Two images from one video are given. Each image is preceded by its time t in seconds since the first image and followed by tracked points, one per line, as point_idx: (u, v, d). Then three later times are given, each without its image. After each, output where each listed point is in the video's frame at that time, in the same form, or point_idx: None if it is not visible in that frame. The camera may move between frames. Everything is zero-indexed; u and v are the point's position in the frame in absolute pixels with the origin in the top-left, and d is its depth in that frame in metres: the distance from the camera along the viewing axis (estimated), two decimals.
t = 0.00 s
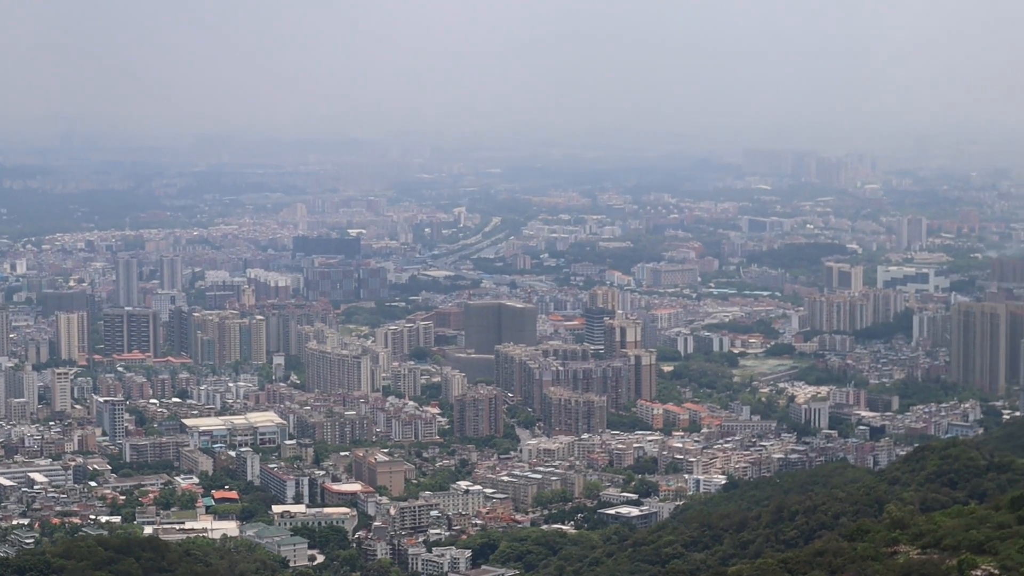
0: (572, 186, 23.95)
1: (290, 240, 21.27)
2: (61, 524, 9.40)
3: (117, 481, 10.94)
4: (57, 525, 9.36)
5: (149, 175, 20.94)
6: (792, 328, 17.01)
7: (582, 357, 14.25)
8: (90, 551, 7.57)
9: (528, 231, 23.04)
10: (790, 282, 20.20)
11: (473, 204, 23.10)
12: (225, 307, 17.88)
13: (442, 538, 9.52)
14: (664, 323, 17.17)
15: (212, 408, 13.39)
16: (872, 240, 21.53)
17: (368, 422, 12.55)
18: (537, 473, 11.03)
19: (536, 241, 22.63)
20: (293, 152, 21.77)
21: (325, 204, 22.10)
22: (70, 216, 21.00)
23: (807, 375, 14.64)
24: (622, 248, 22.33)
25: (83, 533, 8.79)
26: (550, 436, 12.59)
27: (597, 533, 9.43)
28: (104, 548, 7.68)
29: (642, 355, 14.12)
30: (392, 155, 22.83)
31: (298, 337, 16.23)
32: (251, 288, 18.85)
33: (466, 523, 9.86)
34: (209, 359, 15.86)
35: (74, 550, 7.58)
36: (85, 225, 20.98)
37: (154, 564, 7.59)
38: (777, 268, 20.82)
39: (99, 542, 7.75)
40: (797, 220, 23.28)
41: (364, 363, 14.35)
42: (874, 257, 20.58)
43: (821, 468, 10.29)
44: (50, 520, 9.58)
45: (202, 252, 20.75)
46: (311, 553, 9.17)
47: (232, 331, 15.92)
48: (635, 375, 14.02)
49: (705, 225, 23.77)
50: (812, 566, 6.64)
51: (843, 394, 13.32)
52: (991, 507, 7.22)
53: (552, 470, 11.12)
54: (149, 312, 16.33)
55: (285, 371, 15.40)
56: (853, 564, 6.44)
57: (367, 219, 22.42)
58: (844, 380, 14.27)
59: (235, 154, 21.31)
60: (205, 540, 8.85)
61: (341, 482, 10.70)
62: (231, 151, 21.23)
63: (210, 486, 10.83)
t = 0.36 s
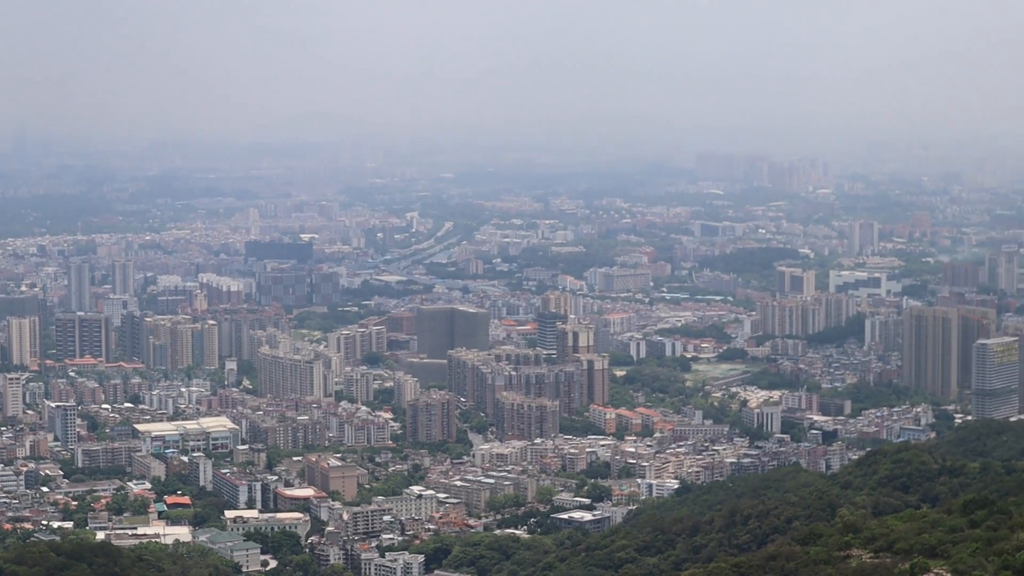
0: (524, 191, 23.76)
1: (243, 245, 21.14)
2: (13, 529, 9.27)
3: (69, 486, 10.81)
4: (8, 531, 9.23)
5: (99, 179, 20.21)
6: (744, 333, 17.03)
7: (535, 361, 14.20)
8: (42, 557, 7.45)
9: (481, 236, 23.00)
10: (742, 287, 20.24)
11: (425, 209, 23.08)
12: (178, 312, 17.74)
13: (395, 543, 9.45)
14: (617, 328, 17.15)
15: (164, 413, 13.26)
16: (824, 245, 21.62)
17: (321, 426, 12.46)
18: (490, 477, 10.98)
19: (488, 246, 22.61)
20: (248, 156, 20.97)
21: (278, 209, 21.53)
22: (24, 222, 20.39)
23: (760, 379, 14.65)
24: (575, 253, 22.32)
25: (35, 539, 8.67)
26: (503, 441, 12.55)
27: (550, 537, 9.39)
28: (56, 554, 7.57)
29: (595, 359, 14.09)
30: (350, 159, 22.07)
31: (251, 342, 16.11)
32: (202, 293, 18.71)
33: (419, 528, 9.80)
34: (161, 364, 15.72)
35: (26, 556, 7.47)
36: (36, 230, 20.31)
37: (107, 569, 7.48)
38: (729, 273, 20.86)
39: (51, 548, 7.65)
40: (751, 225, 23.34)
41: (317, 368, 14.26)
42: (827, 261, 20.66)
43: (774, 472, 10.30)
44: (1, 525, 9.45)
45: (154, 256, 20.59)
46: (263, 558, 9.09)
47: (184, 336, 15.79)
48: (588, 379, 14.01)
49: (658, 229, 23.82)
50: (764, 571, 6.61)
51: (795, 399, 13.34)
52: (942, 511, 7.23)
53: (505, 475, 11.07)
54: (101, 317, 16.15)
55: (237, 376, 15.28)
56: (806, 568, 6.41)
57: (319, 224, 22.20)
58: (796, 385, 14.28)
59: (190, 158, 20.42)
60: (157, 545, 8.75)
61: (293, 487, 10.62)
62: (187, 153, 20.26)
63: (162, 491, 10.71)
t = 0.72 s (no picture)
0: (493, 196, 23.70)
1: (212, 249, 21.06)
2: None
3: (38, 491, 10.73)
4: None
5: (67, 185, 20.02)
6: (713, 337, 17.03)
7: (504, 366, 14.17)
8: (11, 562, 7.39)
9: (450, 240, 22.98)
10: (712, 291, 20.26)
11: (395, 213, 22.87)
12: (147, 317, 17.65)
13: (365, 547, 9.41)
14: (586, 332, 17.14)
15: (133, 418, 13.18)
16: (793, 249, 21.85)
17: (290, 431, 12.42)
18: (460, 482, 10.95)
19: (458, 251, 22.58)
20: (217, 162, 20.76)
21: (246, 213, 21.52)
22: None
23: (729, 384, 14.66)
24: (545, 257, 22.31)
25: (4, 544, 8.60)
26: (472, 446, 12.53)
27: (520, 541, 9.37)
28: (25, 559, 7.51)
29: (564, 364, 14.09)
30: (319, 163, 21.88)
31: (220, 347, 16.04)
32: (172, 297, 18.63)
33: (389, 533, 9.76)
34: (130, 369, 15.62)
35: None
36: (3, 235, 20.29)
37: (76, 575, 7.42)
38: (698, 278, 20.89)
39: (21, 553, 7.58)
40: (721, 229, 23.63)
41: (286, 372, 14.19)
42: (796, 265, 20.80)
43: (743, 477, 10.30)
44: None
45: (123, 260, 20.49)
46: (233, 562, 9.04)
47: (153, 341, 15.71)
48: (557, 384, 14.00)
49: (627, 234, 23.84)
50: None
51: (764, 403, 13.35)
52: (911, 514, 7.24)
53: (475, 479, 11.04)
54: (70, 323, 16.06)
55: (206, 381, 15.21)
56: (776, 572, 6.41)
57: (288, 229, 21.97)
58: (766, 389, 14.30)
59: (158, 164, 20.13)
60: (126, 549, 8.69)
61: (263, 492, 10.57)
62: (152, 160, 19.99)
63: (132, 496, 10.65)
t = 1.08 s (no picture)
0: (459, 198, 23.64)
1: (177, 252, 20.93)
2: None
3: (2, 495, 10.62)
4: None
5: (31, 186, 19.74)
6: (678, 339, 17.04)
7: (469, 369, 14.14)
8: None
9: (415, 242, 22.93)
10: (677, 293, 20.29)
11: (360, 216, 22.64)
12: (111, 320, 17.53)
13: (331, 550, 9.35)
14: (552, 335, 17.12)
15: (97, 421, 13.08)
16: (758, 251, 21.65)
17: (255, 434, 12.34)
18: (426, 485, 10.90)
19: (423, 253, 22.55)
20: (181, 164, 20.35)
21: (212, 216, 21.19)
22: None
23: (695, 386, 14.66)
24: (510, 259, 22.29)
25: None
26: (438, 448, 12.48)
27: (485, 544, 9.33)
28: None
29: (529, 366, 14.05)
30: (285, 166, 21.51)
31: (185, 349, 15.94)
32: (136, 300, 18.52)
33: (354, 536, 9.70)
34: (95, 372, 15.50)
35: None
36: None
37: None
38: (663, 279, 20.91)
39: None
40: (686, 232, 23.53)
41: (251, 375, 14.10)
42: (760, 269, 20.66)
43: (709, 479, 10.28)
44: None
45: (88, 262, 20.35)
46: (198, 566, 8.96)
47: (118, 343, 15.59)
48: (523, 386, 13.94)
49: (592, 236, 23.87)
50: None
51: (730, 405, 13.34)
52: (876, 516, 7.23)
53: (440, 482, 10.99)
54: (34, 325, 15.89)
55: (171, 384, 15.11)
56: (742, 574, 6.40)
57: (253, 231, 21.65)
58: (731, 392, 14.30)
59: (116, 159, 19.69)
60: (91, 553, 8.60)
61: (228, 495, 10.50)
62: (116, 161, 19.69)
63: (96, 499, 10.55)
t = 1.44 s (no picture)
0: (427, 202, 23.66)
1: (143, 254, 20.82)
2: None
3: None
4: None
5: None
6: (645, 341, 17.05)
7: (437, 370, 14.11)
8: None
9: (382, 244, 22.88)
10: (643, 296, 20.31)
11: (326, 218, 22.66)
12: (78, 322, 17.42)
13: (298, 552, 9.31)
14: (519, 337, 17.10)
15: (64, 423, 12.99)
16: (725, 253, 21.66)
17: (223, 436, 12.29)
18: (392, 487, 10.86)
19: (390, 255, 22.51)
20: (150, 167, 19.81)
21: (178, 217, 20.89)
22: None
23: (662, 389, 14.66)
24: (477, 261, 22.27)
25: None
26: (405, 450, 12.45)
27: (452, 546, 9.31)
28: None
29: (496, 368, 13.99)
30: (251, 168, 21.12)
31: (152, 352, 15.86)
32: (103, 302, 18.41)
33: (321, 538, 9.67)
34: (61, 374, 15.39)
35: None
36: None
37: None
38: (631, 281, 20.92)
39: None
40: (653, 233, 23.39)
41: (218, 377, 14.04)
42: (728, 270, 20.75)
43: (676, 480, 10.27)
44: None
45: (54, 264, 20.22)
46: (165, 568, 8.91)
47: (84, 345, 15.48)
48: (489, 389, 13.89)
49: (558, 238, 23.88)
50: None
51: (696, 407, 13.36)
52: (842, 518, 7.25)
53: (407, 484, 10.96)
54: None
55: (138, 386, 15.02)
56: None
57: (219, 233, 21.69)
58: (698, 394, 14.32)
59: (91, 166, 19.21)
60: (57, 555, 8.55)
61: (195, 498, 10.44)
62: (85, 165, 19.05)
63: (63, 502, 10.48)
